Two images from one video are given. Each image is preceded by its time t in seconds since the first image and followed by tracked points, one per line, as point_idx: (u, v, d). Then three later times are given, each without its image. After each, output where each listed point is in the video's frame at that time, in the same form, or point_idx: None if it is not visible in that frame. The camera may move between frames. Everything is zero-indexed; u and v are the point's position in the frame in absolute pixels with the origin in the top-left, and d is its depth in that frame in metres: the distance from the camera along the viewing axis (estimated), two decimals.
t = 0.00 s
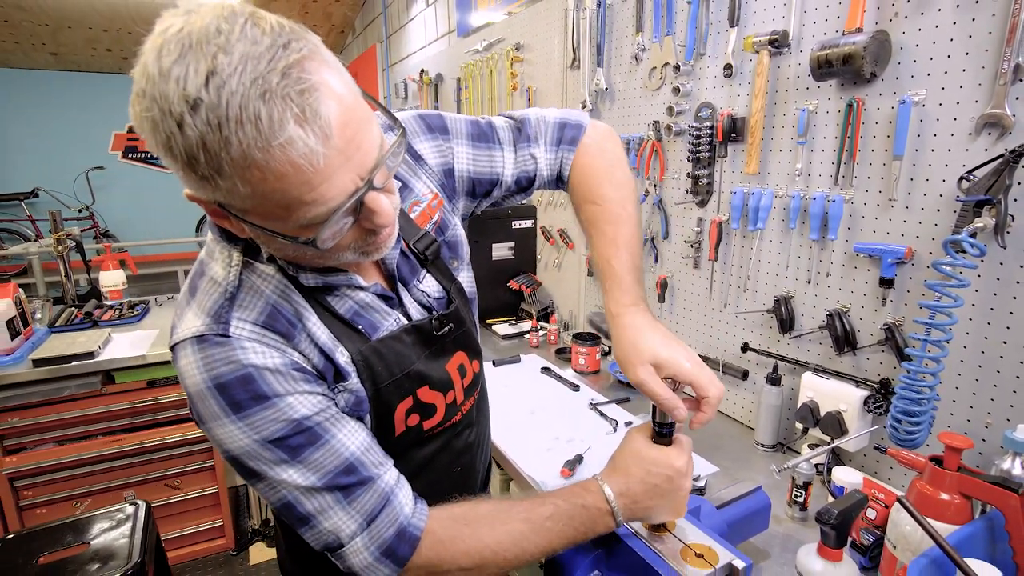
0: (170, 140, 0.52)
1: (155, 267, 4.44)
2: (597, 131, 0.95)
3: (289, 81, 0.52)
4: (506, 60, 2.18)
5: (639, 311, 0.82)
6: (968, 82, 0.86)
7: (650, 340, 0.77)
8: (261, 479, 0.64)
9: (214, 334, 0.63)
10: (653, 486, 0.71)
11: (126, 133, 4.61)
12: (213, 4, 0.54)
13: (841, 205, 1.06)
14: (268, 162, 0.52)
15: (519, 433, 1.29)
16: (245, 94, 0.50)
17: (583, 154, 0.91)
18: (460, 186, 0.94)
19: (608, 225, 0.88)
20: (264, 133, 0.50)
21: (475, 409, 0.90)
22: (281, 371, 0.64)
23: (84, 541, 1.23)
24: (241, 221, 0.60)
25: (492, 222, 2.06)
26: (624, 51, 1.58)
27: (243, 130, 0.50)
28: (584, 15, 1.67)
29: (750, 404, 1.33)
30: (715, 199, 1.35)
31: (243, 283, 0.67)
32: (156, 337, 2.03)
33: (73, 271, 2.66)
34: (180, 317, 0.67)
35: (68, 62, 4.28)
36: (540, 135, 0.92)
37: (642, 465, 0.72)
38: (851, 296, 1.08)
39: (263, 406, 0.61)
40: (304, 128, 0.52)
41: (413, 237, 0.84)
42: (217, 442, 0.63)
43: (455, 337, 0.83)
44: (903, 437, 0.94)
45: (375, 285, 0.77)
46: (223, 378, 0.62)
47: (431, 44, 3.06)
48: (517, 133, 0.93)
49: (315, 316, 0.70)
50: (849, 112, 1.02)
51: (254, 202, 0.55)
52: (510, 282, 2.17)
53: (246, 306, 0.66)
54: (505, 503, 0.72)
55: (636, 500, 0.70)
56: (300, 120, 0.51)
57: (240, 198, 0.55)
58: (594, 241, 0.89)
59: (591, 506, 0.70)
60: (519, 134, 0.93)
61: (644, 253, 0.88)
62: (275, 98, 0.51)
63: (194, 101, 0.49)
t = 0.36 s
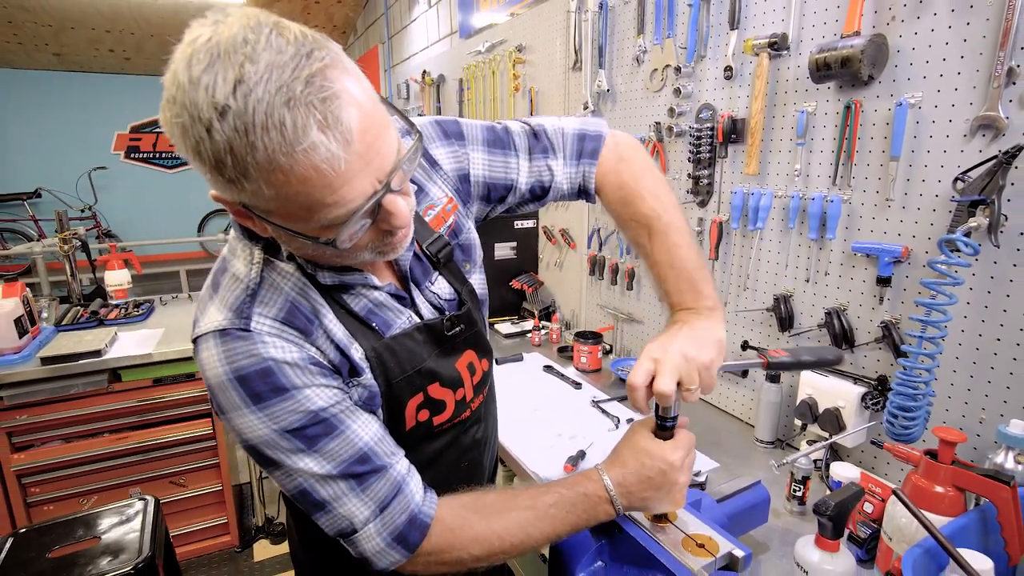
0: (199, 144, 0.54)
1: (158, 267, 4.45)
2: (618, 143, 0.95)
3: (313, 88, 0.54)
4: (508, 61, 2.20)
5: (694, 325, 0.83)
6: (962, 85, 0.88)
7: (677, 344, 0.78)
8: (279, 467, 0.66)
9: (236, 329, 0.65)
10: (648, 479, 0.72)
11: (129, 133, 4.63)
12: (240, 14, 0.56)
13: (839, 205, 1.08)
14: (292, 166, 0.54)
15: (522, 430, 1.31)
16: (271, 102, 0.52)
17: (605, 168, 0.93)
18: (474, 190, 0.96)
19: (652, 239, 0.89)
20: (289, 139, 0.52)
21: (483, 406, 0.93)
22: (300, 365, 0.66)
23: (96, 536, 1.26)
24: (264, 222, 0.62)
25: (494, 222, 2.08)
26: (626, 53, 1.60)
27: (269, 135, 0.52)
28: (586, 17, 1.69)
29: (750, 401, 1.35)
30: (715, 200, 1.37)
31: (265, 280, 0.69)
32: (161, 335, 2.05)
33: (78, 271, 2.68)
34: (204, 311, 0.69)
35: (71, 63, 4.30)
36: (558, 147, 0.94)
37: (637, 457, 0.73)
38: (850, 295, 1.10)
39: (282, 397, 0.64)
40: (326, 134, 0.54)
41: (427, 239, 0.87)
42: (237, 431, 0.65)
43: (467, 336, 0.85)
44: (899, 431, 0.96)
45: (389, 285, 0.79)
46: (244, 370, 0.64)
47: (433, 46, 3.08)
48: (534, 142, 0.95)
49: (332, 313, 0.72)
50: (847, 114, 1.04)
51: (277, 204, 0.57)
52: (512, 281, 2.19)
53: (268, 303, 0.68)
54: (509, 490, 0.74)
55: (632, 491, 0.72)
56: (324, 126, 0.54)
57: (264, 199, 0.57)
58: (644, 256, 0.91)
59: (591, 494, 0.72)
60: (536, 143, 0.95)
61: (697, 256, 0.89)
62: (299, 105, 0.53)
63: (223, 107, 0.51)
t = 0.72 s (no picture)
0: (199, 146, 0.56)
1: (160, 267, 4.47)
2: (602, 137, 0.99)
3: (307, 90, 0.56)
4: (510, 63, 2.22)
5: (649, 309, 0.85)
6: (957, 88, 0.90)
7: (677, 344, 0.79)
8: (285, 464, 0.68)
9: (239, 327, 0.67)
10: (663, 483, 0.75)
11: (131, 133, 4.65)
12: (239, 19, 0.57)
13: (837, 206, 1.10)
14: (289, 165, 0.55)
15: (524, 428, 1.32)
16: (269, 103, 0.54)
17: (588, 160, 0.95)
18: (469, 187, 0.98)
19: (615, 228, 0.92)
20: (285, 139, 0.54)
21: (484, 402, 0.95)
22: (303, 362, 0.67)
23: (103, 532, 1.28)
24: (263, 221, 0.64)
25: (496, 222, 2.10)
26: (627, 55, 1.62)
27: (266, 136, 0.54)
28: (587, 20, 1.71)
29: (749, 399, 1.36)
30: (715, 200, 1.39)
31: (266, 279, 0.71)
32: (165, 335, 2.06)
33: (82, 271, 2.69)
34: (207, 312, 0.71)
35: (73, 63, 4.31)
36: (548, 141, 0.96)
37: (649, 464, 0.76)
38: (847, 294, 1.11)
39: (286, 394, 0.65)
40: (321, 133, 0.56)
41: (423, 236, 0.88)
42: (243, 428, 0.67)
43: (464, 332, 0.87)
44: (895, 428, 0.98)
45: (387, 282, 0.82)
46: (248, 368, 0.66)
47: (435, 47, 3.10)
48: (525, 138, 0.97)
49: (332, 310, 0.74)
50: (845, 116, 1.06)
51: (275, 202, 0.59)
52: (514, 281, 2.21)
53: (269, 301, 0.70)
54: (520, 493, 0.76)
55: (644, 496, 0.74)
56: (317, 125, 0.55)
57: (261, 198, 0.58)
58: (603, 245, 0.93)
59: (602, 501, 0.73)
60: (527, 138, 0.97)
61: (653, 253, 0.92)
62: (295, 106, 0.55)
63: (222, 109, 0.53)
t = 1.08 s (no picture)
0: (227, 154, 0.57)
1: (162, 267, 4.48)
2: (618, 147, 0.99)
3: (336, 101, 0.57)
4: (511, 64, 2.23)
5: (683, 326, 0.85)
6: (956, 91, 0.91)
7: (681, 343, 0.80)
8: (303, 461, 0.68)
9: (263, 328, 0.68)
10: (662, 477, 0.76)
11: (133, 133, 4.66)
12: (266, 30, 0.59)
13: (837, 207, 1.11)
14: (316, 174, 0.56)
15: (526, 426, 1.34)
16: (297, 114, 0.55)
17: (606, 172, 0.96)
18: (484, 194, 0.99)
19: (647, 243, 0.92)
20: (314, 149, 0.55)
21: (491, 402, 0.96)
22: (325, 362, 0.69)
23: (109, 529, 1.29)
24: (286, 226, 0.65)
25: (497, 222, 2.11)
26: (629, 56, 1.63)
27: (295, 146, 0.55)
28: (588, 21, 1.72)
29: (749, 399, 1.38)
30: (716, 201, 1.40)
31: (289, 281, 0.72)
32: (169, 334, 2.07)
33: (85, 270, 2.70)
34: (230, 312, 0.73)
35: (75, 63, 4.32)
36: (564, 152, 0.96)
37: (648, 458, 0.77)
38: (847, 295, 1.12)
39: (307, 393, 0.66)
40: (348, 143, 0.57)
41: (438, 240, 0.89)
42: (263, 426, 0.68)
43: (478, 335, 0.88)
44: (894, 427, 0.98)
45: (404, 286, 0.83)
46: (270, 367, 0.66)
47: (436, 47, 3.11)
48: (541, 147, 0.97)
49: (352, 312, 0.75)
50: (844, 119, 1.07)
51: (301, 209, 0.60)
52: (515, 281, 2.22)
53: (292, 303, 0.71)
54: (523, 489, 0.77)
55: (644, 490, 0.75)
56: (344, 136, 0.56)
57: (286, 205, 0.59)
58: (637, 259, 0.93)
59: (604, 494, 0.74)
60: (543, 148, 0.97)
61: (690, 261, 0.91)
62: (323, 117, 0.56)
63: (251, 119, 0.54)
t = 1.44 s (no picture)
0: (235, 148, 0.57)
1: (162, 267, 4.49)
2: (617, 142, 1.00)
3: (343, 96, 0.58)
4: (510, 63, 2.23)
5: (664, 316, 0.87)
6: (952, 89, 0.91)
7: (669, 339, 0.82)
8: (298, 456, 0.69)
9: (263, 320, 0.69)
10: (656, 474, 0.77)
11: (132, 133, 4.66)
12: (275, 26, 0.60)
13: (834, 206, 1.11)
14: (321, 168, 0.56)
15: (525, 425, 1.34)
16: (304, 108, 0.55)
17: (605, 164, 0.97)
18: (486, 189, 0.99)
19: (632, 233, 0.93)
20: (319, 143, 0.55)
21: (491, 399, 0.96)
22: (323, 356, 0.69)
23: (109, 528, 1.29)
24: (289, 220, 0.65)
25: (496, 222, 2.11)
26: (627, 56, 1.63)
27: (301, 140, 0.55)
28: (587, 21, 1.72)
29: (748, 397, 1.38)
30: (714, 200, 1.40)
31: (289, 274, 0.72)
32: (169, 334, 2.08)
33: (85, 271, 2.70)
34: (231, 305, 0.73)
35: (74, 64, 4.33)
36: (564, 145, 0.98)
37: (644, 457, 0.77)
38: (844, 292, 1.13)
39: (304, 387, 0.67)
40: (352, 137, 0.57)
41: (441, 235, 0.90)
42: (261, 419, 0.69)
43: (477, 331, 0.89)
44: (891, 424, 0.99)
45: (406, 280, 0.83)
46: (269, 360, 0.67)
47: (435, 47, 3.11)
48: (542, 142, 0.99)
49: (353, 307, 0.76)
50: (842, 117, 1.07)
51: (305, 203, 0.60)
52: (515, 280, 2.23)
53: (292, 296, 0.71)
54: (519, 486, 0.78)
55: (639, 487, 0.76)
56: (349, 130, 0.57)
57: (290, 199, 0.60)
58: (621, 250, 0.94)
59: (598, 491, 0.75)
60: (544, 143, 0.98)
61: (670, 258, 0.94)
62: (330, 111, 0.56)
63: (259, 113, 0.55)
